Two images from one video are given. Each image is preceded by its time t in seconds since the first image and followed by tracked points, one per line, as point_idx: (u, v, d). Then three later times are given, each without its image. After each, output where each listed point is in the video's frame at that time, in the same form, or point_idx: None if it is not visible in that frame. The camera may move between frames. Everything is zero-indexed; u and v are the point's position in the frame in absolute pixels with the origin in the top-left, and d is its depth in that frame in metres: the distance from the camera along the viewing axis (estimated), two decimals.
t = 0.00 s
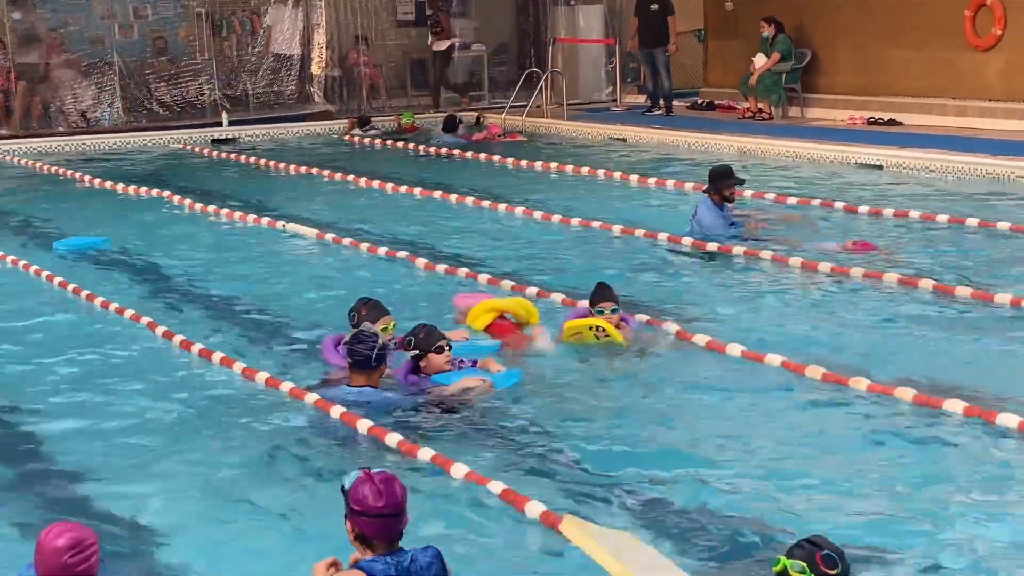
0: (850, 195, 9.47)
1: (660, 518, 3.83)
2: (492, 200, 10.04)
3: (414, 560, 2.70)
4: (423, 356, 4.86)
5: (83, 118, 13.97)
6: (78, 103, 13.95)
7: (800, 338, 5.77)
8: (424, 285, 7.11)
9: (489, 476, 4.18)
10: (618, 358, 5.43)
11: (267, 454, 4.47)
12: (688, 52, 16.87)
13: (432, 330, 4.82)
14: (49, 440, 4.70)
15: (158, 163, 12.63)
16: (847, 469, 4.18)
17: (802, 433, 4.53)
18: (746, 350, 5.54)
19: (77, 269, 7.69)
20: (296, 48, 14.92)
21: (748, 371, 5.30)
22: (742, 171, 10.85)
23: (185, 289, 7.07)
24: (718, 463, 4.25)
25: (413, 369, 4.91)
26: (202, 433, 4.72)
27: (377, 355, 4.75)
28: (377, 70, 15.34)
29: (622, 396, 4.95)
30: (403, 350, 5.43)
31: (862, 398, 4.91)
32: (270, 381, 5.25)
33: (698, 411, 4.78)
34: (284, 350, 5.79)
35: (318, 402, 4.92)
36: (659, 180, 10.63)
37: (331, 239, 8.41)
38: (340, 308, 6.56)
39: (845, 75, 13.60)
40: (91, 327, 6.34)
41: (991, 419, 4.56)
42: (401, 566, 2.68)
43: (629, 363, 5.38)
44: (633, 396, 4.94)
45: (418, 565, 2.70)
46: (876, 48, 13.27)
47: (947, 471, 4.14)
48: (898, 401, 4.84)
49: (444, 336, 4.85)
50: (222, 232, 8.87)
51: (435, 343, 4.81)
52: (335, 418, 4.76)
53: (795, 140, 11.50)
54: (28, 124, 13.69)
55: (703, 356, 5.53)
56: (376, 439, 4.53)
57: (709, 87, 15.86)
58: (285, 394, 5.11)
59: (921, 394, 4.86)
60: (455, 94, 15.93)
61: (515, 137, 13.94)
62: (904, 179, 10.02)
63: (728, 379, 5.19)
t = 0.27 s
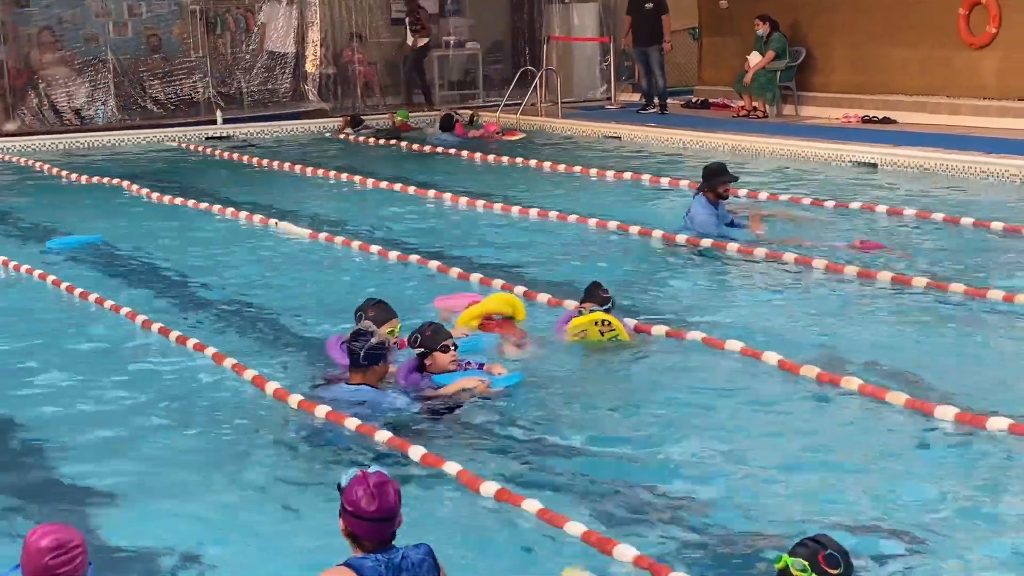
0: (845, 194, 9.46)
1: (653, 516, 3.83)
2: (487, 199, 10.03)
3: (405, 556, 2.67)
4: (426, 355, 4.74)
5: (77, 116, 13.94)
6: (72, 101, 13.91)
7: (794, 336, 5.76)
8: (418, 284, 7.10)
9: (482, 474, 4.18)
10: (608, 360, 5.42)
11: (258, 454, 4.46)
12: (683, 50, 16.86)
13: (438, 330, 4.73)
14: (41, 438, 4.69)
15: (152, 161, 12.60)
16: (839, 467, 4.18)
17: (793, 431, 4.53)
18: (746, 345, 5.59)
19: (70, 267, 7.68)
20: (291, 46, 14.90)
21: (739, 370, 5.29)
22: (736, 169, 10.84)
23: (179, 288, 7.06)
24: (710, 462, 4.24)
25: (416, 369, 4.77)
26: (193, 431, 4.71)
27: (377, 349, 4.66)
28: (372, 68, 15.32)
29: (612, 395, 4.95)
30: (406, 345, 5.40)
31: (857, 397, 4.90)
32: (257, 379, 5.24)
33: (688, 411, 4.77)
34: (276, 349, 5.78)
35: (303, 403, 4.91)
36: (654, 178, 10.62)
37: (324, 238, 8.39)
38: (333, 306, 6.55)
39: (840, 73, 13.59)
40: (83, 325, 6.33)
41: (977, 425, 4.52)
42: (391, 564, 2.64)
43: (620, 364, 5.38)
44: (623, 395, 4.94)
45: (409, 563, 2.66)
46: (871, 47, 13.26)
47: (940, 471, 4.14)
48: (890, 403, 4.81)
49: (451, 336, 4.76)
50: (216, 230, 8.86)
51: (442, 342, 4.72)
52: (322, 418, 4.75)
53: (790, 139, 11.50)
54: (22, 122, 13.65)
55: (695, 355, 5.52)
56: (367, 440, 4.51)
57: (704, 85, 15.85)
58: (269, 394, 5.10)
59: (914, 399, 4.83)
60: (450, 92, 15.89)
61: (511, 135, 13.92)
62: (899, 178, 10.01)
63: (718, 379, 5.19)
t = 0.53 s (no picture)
0: (840, 191, 9.47)
1: (650, 513, 3.84)
2: (481, 196, 10.03)
3: (389, 568, 2.66)
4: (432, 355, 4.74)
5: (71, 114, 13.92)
6: (65, 98, 13.89)
7: (788, 333, 5.78)
8: (412, 281, 7.11)
9: (478, 472, 4.19)
10: (602, 358, 5.44)
11: (255, 452, 4.47)
12: (678, 48, 16.88)
13: (447, 330, 4.70)
14: (37, 437, 4.69)
15: (145, 159, 12.59)
16: (834, 463, 4.19)
17: (787, 427, 4.54)
18: (732, 344, 5.57)
19: (63, 264, 7.67)
20: (285, 43, 14.91)
21: (732, 366, 5.31)
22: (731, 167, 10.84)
23: (173, 286, 7.06)
24: (706, 459, 4.26)
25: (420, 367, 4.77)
26: (189, 430, 4.71)
27: (378, 348, 4.67)
28: (367, 66, 15.32)
29: (607, 392, 4.96)
30: (415, 340, 5.45)
31: (850, 394, 4.91)
32: (257, 379, 5.25)
33: (684, 407, 4.79)
34: (271, 348, 5.78)
35: (303, 400, 4.93)
36: (649, 176, 10.62)
37: (318, 236, 8.39)
38: (328, 304, 6.55)
39: (834, 71, 13.61)
40: (77, 323, 6.33)
41: (970, 417, 4.55)
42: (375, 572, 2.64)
43: (613, 361, 5.39)
44: (618, 393, 4.95)
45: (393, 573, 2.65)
46: (865, 45, 13.27)
47: (934, 466, 4.16)
48: (882, 396, 4.85)
49: (459, 337, 4.73)
50: (209, 228, 8.85)
51: (449, 343, 4.69)
52: (321, 416, 4.77)
53: (784, 137, 11.50)
54: (16, 119, 13.63)
55: (689, 353, 5.54)
56: (362, 438, 4.52)
57: (698, 83, 15.87)
58: (268, 391, 5.12)
59: (905, 390, 4.87)
60: (444, 89, 15.89)
61: (507, 133, 13.91)
62: (893, 176, 10.03)
63: (713, 375, 5.20)
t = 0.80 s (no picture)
0: (834, 189, 9.47)
1: (646, 515, 3.83)
2: (476, 194, 10.02)
3: None
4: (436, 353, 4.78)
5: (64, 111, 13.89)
6: (59, 96, 13.86)
7: (783, 332, 5.78)
8: (406, 280, 7.09)
9: (474, 471, 4.18)
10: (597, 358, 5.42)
11: (251, 452, 4.46)
12: (672, 46, 16.88)
13: (450, 329, 4.72)
14: (31, 436, 4.68)
15: (139, 156, 12.56)
16: (830, 462, 4.19)
17: (783, 427, 4.54)
18: (727, 345, 5.55)
19: (57, 263, 7.65)
20: (280, 41, 14.91)
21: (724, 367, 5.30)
22: (726, 165, 10.83)
23: (167, 284, 7.05)
24: (702, 459, 4.25)
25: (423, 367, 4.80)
26: (185, 430, 4.70)
27: (382, 350, 4.67)
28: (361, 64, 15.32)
29: (602, 392, 4.96)
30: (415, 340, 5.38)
31: (841, 392, 4.92)
32: (252, 379, 5.25)
33: (679, 407, 4.78)
34: (266, 347, 5.77)
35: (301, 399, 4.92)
36: (644, 174, 10.62)
37: (311, 234, 8.38)
38: (321, 303, 6.55)
39: (828, 69, 13.61)
40: (71, 322, 6.32)
41: (957, 413, 4.58)
42: None
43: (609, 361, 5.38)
44: (613, 393, 4.95)
45: None
46: (859, 43, 13.27)
47: (930, 465, 4.16)
48: (871, 392, 4.89)
49: (462, 336, 4.74)
50: (203, 226, 8.83)
51: (449, 342, 4.72)
52: (318, 415, 4.75)
53: (779, 134, 11.50)
54: (9, 117, 13.60)
55: (684, 352, 5.53)
56: (362, 437, 4.51)
57: (692, 80, 15.86)
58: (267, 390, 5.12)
59: (893, 386, 4.91)
60: (438, 87, 15.88)
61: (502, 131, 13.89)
62: (889, 173, 10.02)
63: (705, 375, 5.20)
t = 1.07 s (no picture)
0: (828, 187, 9.49)
1: (638, 512, 3.86)
2: (471, 192, 10.03)
3: None
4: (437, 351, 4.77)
5: (57, 109, 13.87)
6: (52, 94, 13.84)
7: (776, 330, 5.80)
8: (400, 278, 7.11)
9: (467, 468, 4.20)
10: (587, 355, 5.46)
11: (245, 451, 4.47)
12: (665, 44, 16.90)
13: (452, 326, 4.72)
14: (26, 435, 4.69)
15: (132, 155, 12.55)
16: (821, 459, 4.22)
17: (775, 424, 4.56)
18: (716, 341, 5.59)
19: (50, 261, 7.65)
20: (274, 39, 14.94)
21: (716, 365, 5.32)
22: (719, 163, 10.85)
23: (160, 282, 7.05)
24: (694, 457, 4.27)
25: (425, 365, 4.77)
26: (179, 428, 4.71)
27: (389, 352, 4.57)
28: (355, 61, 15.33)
29: (593, 389, 4.99)
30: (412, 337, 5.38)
31: (833, 391, 4.93)
32: (244, 376, 5.26)
33: (671, 405, 4.81)
34: (259, 345, 5.79)
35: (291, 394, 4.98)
36: (638, 172, 10.63)
37: (304, 232, 8.39)
38: (315, 302, 6.54)
39: (821, 67, 13.63)
40: (64, 320, 6.32)
41: (958, 411, 4.60)
42: None
43: (600, 359, 5.41)
44: (605, 391, 4.97)
45: None
46: (852, 42, 13.30)
47: (921, 462, 4.18)
48: (866, 393, 4.87)
49: (463, 335, 4.73)
50: (197, 224, 8.83)
51: (451, 340, 4.71)
52: (310, 410, 4.84)
53: (773, 133, 11.51)
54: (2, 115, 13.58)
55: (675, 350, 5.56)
56: (354, 430, 4.58)
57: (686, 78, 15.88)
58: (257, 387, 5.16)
59: (889, 387, 4.89)
60: (431, 85, 15.87)
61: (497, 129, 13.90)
62: (882, 171, 10.05)
63: (698, 373, 5.22)
